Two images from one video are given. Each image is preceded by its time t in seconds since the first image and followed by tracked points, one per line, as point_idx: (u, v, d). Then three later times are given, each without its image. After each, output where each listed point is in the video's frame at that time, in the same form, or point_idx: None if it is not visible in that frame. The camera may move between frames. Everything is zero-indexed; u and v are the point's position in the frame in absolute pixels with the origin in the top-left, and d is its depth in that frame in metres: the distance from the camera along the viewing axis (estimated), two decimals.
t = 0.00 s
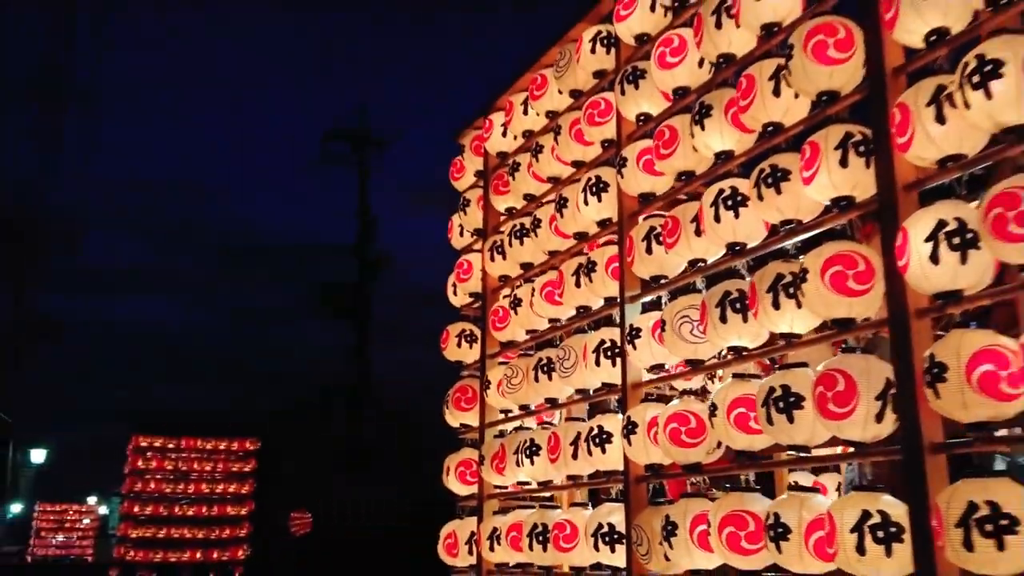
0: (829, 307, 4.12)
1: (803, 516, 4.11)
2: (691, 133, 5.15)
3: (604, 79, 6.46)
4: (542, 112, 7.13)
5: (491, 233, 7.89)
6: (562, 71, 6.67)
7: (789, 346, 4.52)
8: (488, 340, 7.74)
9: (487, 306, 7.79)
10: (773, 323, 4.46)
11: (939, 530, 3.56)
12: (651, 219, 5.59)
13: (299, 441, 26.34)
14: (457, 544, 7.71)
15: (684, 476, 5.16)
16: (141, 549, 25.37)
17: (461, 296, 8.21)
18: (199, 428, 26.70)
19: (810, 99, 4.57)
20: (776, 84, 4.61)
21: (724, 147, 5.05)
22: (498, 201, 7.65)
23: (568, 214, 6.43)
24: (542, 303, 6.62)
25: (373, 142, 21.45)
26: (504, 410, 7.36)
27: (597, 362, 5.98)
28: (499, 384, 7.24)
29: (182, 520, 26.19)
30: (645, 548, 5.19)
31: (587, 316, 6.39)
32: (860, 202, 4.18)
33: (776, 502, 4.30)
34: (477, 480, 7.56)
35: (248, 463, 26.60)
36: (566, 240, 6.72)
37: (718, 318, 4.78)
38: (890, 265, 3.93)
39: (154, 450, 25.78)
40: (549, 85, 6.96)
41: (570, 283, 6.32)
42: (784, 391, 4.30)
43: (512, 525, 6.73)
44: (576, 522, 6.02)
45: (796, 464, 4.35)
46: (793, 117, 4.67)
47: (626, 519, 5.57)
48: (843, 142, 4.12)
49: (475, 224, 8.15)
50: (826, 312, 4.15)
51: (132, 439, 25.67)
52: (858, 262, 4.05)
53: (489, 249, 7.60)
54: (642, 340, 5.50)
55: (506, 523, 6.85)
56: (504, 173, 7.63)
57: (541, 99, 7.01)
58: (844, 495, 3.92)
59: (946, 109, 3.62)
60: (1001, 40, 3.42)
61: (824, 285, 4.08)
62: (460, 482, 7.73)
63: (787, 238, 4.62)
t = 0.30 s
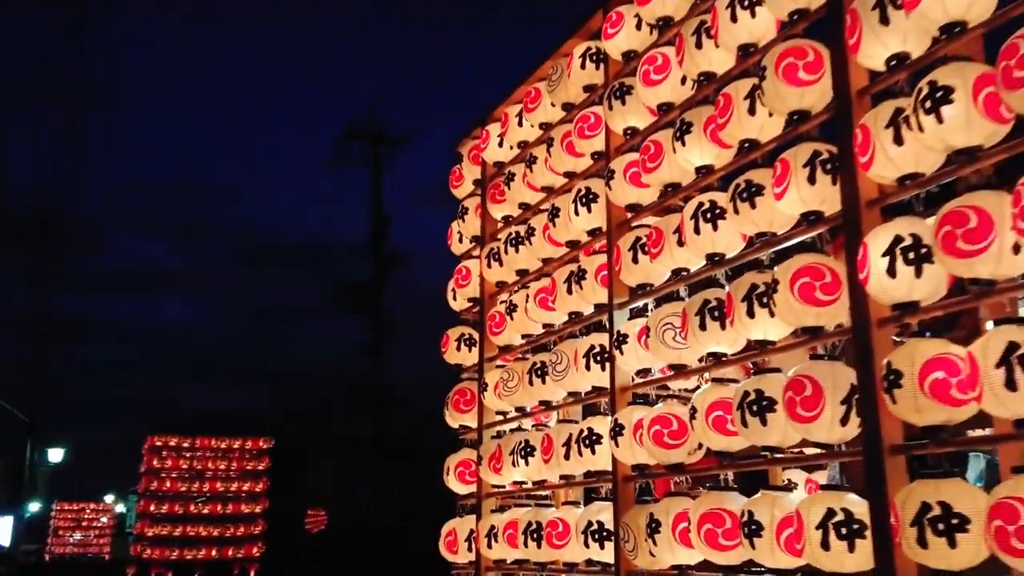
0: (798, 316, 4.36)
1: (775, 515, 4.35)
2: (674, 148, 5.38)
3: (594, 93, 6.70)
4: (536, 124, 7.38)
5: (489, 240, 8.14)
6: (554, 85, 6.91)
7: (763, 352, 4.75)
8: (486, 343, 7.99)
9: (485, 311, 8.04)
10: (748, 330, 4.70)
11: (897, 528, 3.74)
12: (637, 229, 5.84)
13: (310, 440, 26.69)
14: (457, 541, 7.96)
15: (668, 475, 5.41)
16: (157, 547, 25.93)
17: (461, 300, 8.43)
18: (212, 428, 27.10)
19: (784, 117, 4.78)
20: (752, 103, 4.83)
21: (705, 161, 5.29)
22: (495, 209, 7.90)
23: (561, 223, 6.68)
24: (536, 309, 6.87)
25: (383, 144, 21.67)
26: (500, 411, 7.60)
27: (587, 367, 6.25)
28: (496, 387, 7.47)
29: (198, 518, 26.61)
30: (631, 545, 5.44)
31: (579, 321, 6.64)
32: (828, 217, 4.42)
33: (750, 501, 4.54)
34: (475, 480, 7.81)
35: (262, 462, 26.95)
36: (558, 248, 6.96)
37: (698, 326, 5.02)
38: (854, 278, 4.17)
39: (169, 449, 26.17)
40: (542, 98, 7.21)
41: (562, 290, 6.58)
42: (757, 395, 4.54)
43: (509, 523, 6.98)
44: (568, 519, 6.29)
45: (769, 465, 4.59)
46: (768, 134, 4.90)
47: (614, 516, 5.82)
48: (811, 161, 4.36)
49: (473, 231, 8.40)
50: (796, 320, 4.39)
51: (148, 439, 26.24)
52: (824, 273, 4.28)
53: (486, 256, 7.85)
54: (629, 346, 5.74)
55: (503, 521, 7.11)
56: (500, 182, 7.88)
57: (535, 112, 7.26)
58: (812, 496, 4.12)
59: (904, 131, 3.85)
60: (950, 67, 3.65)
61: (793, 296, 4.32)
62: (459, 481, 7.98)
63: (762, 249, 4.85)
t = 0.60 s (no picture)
0: (776, 325, 4.59)
1: (755, 514, 4.60)
2: (663, 162, 5.62)
3: (590, 107, 6.94)
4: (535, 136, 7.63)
5: (491, 247, 8.41)
6: (552, 99, 7.16)
7: (746, 359, 4.99)
8: (489, 347, 8.25)
9: (487, 316, 8.30)
10: (731, 338, 4.94)
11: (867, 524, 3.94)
12: (630, 240, 6.08)
13: (326, 439, 27.07)
14: (461, 539, 8.23)
15: (659, 476, 5.67)
16: (176, 544, 26.48)
17: (464, 306, 8.70)
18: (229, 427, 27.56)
19: (764, 135, 5.02)
20: (734, 121, 5.08)
21: (692, 175, 5.52)
22: (497, 218, 8.15)
23: (558, 232, 6.93)
24: (535, 315, 7.14)
25: (396, 145, 21.96)
26: (502, 414, 7.86)
27: (582, 371, 6.49)
28: (497, 390, 7.74)
29: (217, 515, 27.08)
30: (624, 543, 5.69)
31: (575, 327, 6.88)
32: (805, 231, 4.66)
33: (734, 501, 4.79)
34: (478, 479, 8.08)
35: (279, 460, 27.34)
36: (556, 256, 7.21)
37: (684, 333, 5.26)
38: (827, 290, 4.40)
39: (187, 447, 26.43)
40: (541, 111, 7.47)
41: (559, 297, 6.83)
42: (739, 400, 4.78)
43: (510, 521, 7.24)
44: (565, 518, 6.57)
45: (751, 466, 4.83)
46: (750, 151, 5.14)
47: (609, 515, 6.07)
48: (787, 178, 4.59)
49: (476, 239, 8.67)
50: (774, 329, 4.63)
51: (168, 438, 26.50)
52: (800, 285, 4.52)
53: (488, 263, 8.11)
54: (622, 352, 5.98)
55: (504, 519, 7.37)
56: (501, 192, 8.15)
57: (533, 124, 7.51)
58: (786, 496, 4.40)
59: (872, 151, 4.07)
60: (912, 93, 3.86)
61: (771, 306, 4.56)
62: (463, 481, 8.25)
63: (745, 260, 5.09)
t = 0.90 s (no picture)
0: (756, 333, 4.82)
1: (736, 512, 4.83)
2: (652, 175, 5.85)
3: (585, 119, 7.17)
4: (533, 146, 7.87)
5: (490, 252, 8.64)
6: (548, 111, 7.40)
7: (729, 365, 5.22)
8: (488, 350, 8.48)
9: (487, 320, 8.53)
10: (715, 345, 5.18)
11: (833, 520, 4.21)
12: (621, 249, 6.31)
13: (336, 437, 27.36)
14: (461, 537, 8.46)
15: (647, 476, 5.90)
16: (189, 540, 26.93)
17: (464, 310, 8.94)
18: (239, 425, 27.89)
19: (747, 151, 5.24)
20: (718, 137, 5.31)
21: (680, 189, 5.75)
22: (496, 225, 8.39)
23: (553, 240, 7.16)
24: (531, 320, 7.38)
25: (406, 146, 22.21)
26: (500, 415, 8.09)
27: (576, 375, 6.74)
28: (495, 391, 7.97)
29: (229, 512, 27.42)
30: (615, 540, 5.91)
31: (570, 332, 7.11)
32: (784, 243, 4.89)
33: (717, 501, 5.02)
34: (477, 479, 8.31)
35: (291, 457, 27.58)
36: (552, 263, 7.44)
37: (671, 340, 5.49)
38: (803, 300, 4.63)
39: (200, 445, 26.82)
40: (538, 121, 7.71)
41: (555, 303, 7.07)
42: (721, 404, 5.00)
43: (507, 519, 7.47)
44: (559, 516, 6.81)
45: (732, 467, 5.06)
46: (733, 166, 5.37)
47: (601, 514, 6.29)
48: (766, 193, 4.82)
49: (476, 244, 8.91)
50: (754, 337, 4.85)
51: (181, 435, 26.91)
52: (778, 295, 4.75)
53: (486, 268, 8.35)
54: (613, 357, 6.21)
55: (501, 518, 7.60)
56: (499, 199, 8.38)
57: (531, 135, 7.75)
58: (765, 496, 4.63)
59: (844, 169, 4.29)
60: (881, 115, 4.09)
61: (750, 315, 4.79)
62: (463, 480, 8.48)
63: (729, 270, 5.32)
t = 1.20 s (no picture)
0: (733, 341, 5.04)
1: (715, 512, 5.05)
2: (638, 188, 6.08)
3: (576, 131, 7.38)
4: (527, 156, 8.10)
5: (487, 258, 8.88)
6: (541, 122, 7.63)
7: (710, 371, 5.44)
8: (484, 354, 8.71)
9: (483, 324, 8.76)
10: (697, 351, 5.41)
11: (803, 522, 4.40)
12: (610, 257, 6.52)
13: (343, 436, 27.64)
14: (457, 536, 8.69)
15: (634, 477, 6.12)
16: (199, 538, 27.00)
17: (461, 314, 9.17)
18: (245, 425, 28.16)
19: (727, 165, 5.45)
20: (700, 152, 5.53)
21: (665, 201, 5.98)
22: (491, 232, 8.61)
23: (546, 247, 7.39)
24: (525, 326, 7.60)
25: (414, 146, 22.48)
26: (495, 417, 8.31)
27: (567, 380, 6.97)
28: (490, 394, 8.20)
29: (237, 510, 27.67)
30: (602, 539, 6.13)
31: (562, 337, 7.33)
32: (761, 255, 5.13)
33: (698, 501, 5.24)
34: (473, 479, 8.53)
35: (298, 456, 28.03)
36: (545, 270, 7.66)
37: (656, 346, 5.70)
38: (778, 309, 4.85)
39: (210, 444, 27.30)
40: (532, 132, 7.93)
41: (547, 309, 7.30)
42: (702, 409, 5.20)
43: (501, 519, 7.69)
44: (550, 516, 7.03)
45: (713, 469, 5.28)
46: (715, 180, 5.60)
47: (590, 514, 6.51)
48: (744, 208, 5.06)
49: (472, 250, 9.15)
50: (732, 344, 5.07)
51: (190, 435, 27.27)
52: (755, 305, 4.97)
53: (482, 275, 8.57)
54: (602, 362, 6.42)
55: (496, 517, 7.82)
56: (495, 207, 8.60)
57: (525, 145, 7.97)
58: (743, 496, 4.87)
59: (816, 187, 4.47)
60: (849, 135, 4.30)
61: (729, 323, 5.02)
62: (459, 481, 8.70)
63: (710, 280, 5.54)
